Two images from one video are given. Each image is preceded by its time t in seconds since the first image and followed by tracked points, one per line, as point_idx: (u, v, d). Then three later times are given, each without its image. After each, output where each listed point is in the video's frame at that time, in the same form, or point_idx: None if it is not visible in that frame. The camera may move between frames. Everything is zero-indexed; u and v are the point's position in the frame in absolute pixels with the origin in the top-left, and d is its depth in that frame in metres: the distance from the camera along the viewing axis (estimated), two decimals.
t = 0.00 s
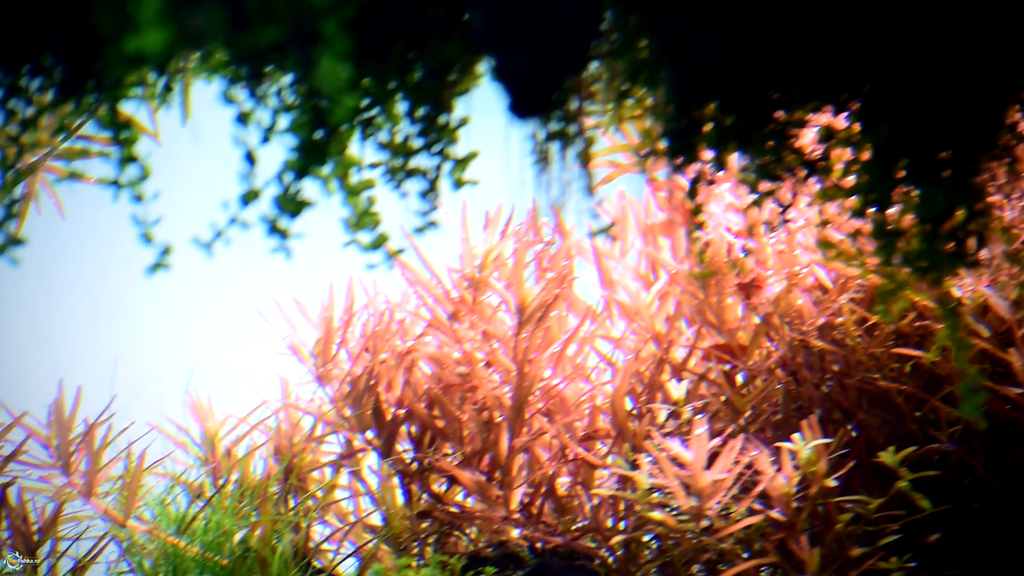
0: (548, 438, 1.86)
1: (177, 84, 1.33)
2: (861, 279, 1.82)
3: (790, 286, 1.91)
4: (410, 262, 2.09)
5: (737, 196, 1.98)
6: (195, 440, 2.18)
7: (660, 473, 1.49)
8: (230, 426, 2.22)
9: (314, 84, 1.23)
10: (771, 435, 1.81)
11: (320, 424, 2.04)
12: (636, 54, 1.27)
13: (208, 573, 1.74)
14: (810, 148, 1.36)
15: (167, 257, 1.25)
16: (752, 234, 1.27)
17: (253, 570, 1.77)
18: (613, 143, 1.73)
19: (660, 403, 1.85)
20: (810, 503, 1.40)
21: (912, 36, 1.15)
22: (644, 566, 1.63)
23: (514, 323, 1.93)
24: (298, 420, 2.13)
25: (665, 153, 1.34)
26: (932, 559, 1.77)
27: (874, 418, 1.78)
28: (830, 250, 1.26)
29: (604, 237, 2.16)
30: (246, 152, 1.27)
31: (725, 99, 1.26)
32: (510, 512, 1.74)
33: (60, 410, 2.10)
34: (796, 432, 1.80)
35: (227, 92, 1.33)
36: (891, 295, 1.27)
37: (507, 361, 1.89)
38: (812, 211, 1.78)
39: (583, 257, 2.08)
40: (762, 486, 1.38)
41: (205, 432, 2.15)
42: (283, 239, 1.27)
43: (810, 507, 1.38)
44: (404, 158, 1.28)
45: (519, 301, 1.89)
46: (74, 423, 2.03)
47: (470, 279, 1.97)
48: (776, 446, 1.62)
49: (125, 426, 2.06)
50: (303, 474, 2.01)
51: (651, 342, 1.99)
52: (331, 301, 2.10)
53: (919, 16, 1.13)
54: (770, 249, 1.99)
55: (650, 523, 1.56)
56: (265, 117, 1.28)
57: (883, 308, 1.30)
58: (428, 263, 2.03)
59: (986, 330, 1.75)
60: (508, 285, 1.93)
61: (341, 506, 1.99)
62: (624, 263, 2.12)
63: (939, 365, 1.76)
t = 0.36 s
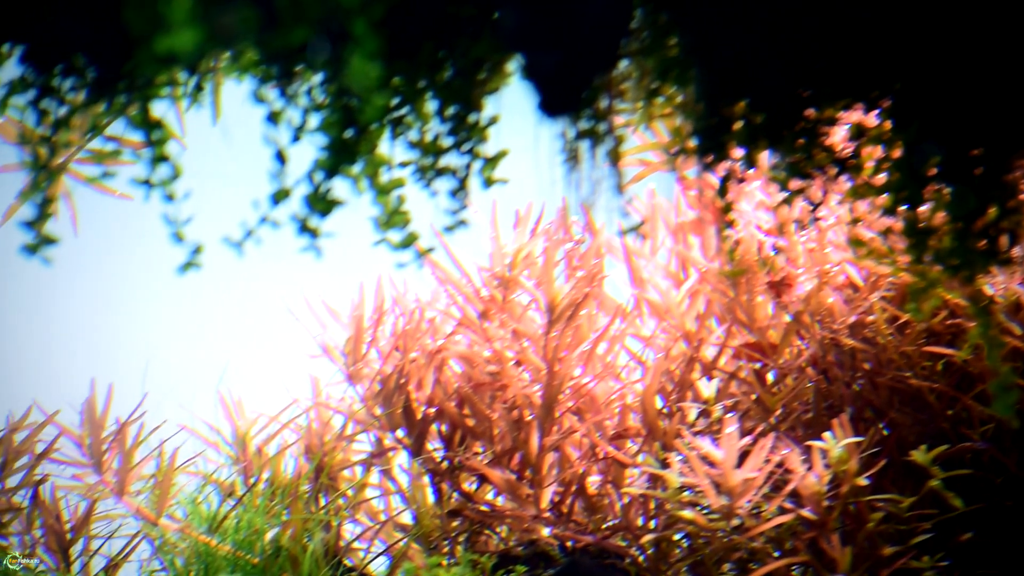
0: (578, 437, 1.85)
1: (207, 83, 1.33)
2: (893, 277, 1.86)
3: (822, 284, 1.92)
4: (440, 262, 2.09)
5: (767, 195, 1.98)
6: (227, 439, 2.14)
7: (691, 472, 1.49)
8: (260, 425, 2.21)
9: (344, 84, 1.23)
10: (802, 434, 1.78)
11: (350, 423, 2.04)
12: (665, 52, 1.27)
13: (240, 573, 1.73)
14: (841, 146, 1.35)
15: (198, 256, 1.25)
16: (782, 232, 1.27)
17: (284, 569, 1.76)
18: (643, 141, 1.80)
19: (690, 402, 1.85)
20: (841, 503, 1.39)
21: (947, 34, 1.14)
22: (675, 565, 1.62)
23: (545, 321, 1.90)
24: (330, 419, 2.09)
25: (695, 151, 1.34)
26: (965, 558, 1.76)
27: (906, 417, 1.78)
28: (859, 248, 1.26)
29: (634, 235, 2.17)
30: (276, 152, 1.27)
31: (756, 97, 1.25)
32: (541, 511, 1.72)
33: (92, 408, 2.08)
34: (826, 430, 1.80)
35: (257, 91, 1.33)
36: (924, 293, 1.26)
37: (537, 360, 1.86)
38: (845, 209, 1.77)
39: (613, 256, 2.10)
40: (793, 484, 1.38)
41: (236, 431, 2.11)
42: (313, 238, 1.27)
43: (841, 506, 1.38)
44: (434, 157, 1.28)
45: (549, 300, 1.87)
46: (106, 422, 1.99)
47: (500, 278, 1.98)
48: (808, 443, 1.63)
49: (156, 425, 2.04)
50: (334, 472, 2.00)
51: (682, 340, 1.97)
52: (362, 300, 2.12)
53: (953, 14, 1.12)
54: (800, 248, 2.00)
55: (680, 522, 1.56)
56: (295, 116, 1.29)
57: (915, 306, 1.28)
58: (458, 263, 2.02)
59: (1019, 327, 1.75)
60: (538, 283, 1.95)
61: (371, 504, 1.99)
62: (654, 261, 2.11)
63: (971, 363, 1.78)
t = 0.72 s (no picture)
0: (609, 436, 1.85)
1: (238, 84, 1.34)
2: (923, 276, 1.84)
3: (853, 282, 1.92)
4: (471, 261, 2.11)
5: (798, 193, 1.99)
6: (259, 439, 2.14)
7: (722, 471, 1.50)
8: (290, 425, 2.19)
9: (374, 84, 1.24)
10: (833, 433, 1.77)
11: (382, 422, 2.03)
12: (695, 50, 1.27)
13: (272, 570, 1.70)
14: (872, 144, 1.35)
15: (228, 256, 1.25)
16: (815, 230, 1.27)
17: (315, 568, 1.73)
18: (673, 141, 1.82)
19: (721, 401, 1.82)
20: (873, 501, 1.43)
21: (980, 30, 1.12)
22: (706, 565, 1.61)
23: (575, 320, 1.88)
24: (361, 418, 2.08)
25: (725, 150, 1.34)
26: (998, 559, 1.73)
27: (938, 415, 1.79)
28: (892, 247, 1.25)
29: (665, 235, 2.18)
30: (307, 151, 1.27)
31: (787, 96, 1.25)
32: (571, 510, 1.71)
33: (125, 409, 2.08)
34: (858, 429, 1.75)
35: (288, 91, 1.33)
36: (955, 291, 1.28)
37: (567, 359, 1.88)
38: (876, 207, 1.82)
39: (643, 255, 2.09)
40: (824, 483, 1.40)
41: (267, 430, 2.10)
42: (343, 237, 1.27)
43: (873, 503, 1.41)
44: (464, 156, 1.28)
45: (580, 299, 1.85)
46: (138, 422, 2.01)
47: (530, 277, 1.96)
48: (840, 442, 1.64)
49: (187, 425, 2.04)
50: (365, 471, 2.01)
51: (713, 339, 1.95)
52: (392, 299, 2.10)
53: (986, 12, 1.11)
54: (831, 247, 2.00)
55: (713, 521, 1.55)
56: (325, 116, 1.28)
57: (948, 305, 1.33)
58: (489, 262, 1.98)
59: None
60: (568, 282, 1.93)
61: (402, 504, 2.01)
62: (685, 260, 2.11)
63: (1004, 362, 1.80)
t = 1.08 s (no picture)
0: (640, 435, 1.83)
1: (270, 83, 1.34)
2: (956, 274, 1.88)
3: (886, 281, 1.92)
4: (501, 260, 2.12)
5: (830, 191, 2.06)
6: (290, 437, 2.15)
7: (753, 470, 1.52)
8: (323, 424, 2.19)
9: (404, 83, 1.24)
10: (865, 432, 1.77)
11: (412, 421, 2.02)
12: (726, 49, 1.27)
13: (304, 570, 1.72)
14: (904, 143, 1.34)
15: (259, 255, 1.25)
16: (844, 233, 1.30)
17: (347, 567, 1.75)
18: (704, 141, 1.85)
19: (752, 400, 1.82)
20: (906, 500, 1.43)
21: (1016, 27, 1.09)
22: (738, 564, 1.60)
23: (607, 319, 1.87)
24: (392, 418, 2.08)
25: (756, 149, 1.34)
26: None
27: (970, 414, 1.79)
28: (924, 245, 1.25)
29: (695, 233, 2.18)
30: (337, 151, 1.27)
31: (818, 94, 1.24)
32: (602, 509, 1.71)
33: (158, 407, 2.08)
34: (891, 428, 1.75)
35: (318, 91, 1.34)
36: (988, 289, 1.28)
37: (598, 358, 1.85)
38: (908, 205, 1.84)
39: (674, 254, 2.09)
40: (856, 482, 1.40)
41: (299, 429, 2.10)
42: (374, 237, 1.27)
43: (905, 503, 1.42)
44: (495, 156, 1.28)
45: (609, 299, 1.83)
46: (170, 420, 2.00)
47: (561, 277, 1.97)
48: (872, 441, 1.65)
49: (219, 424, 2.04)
50: (395, 471, 1.97)
51: (743, 338, 1.95)
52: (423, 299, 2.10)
53: None
54: (862, 245, 2.02)
55: (742, 520, 1.57)
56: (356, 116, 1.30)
57: (980, 304, 1.31)
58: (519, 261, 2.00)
59: None
60: (598, 282, 1.92)
61: (432, 503, 1.99)
62: (715, 259, 2.11)
63: None
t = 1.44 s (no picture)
0: (669, 434, 1.85)
1: (299, 83, 1.34)
2: (986, 273, 1.82)
3: (916, 279, 1.91)
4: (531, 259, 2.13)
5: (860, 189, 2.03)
6: (320, 437, 2.15)
7: (783, 470, 1.53)
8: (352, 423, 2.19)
9: (433, 83, 1.24)
10: (896, 431, 1.77)
11: (441, 421, 2.02)
12: (755, 48, 1.27)
13: (334, 569, 1.73)
14: (935, 141, 1.34)
15: (290, 254, 1.25)
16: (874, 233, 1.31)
17: (377, 566, 1.74)
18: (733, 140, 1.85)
19: (782, 399, 1.82)
20: (938, 499, 1.47)
21: None
22: (767, 563, 1.60)
23: (636, 318, 1.88)
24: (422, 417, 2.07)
25: (786, 148, 1.33)
26: None
27: (1002, 413, 1.79)
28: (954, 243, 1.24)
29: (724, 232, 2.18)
30: (366, 151, 1.28)
31: (848, 92, 1.23)
32: (632, 508, 1.73)
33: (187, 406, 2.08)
34: (922, 428, 1.75)
35: (347, 91, 1.34)
36: (1020, 288, 1.26)
37: (627, 358, 1.86)
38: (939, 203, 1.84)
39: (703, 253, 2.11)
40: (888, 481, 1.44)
41: (328, 428, 2.11)
42: (403, 236, 1.28)
43: (937, 502, 1.45)
44: (524, 155, 1.29)
45: (638, 297, 1.84)
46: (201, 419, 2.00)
47: (590, 276, 1.98)
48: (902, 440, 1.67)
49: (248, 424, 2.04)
50: (425, 470, 1.99)
51: (773, 337, 1.95)
52: (452, 298, 2.11)
53: None
54: (892, 244, 2.01)
55: (774, 518, 1.53)
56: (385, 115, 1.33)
57: (1012, 302, 1.29)
58: (549, 261, 2.00)
59: None
60: (627, 281, 1.93)
61: (462, 502, 1.99)
62: (744, 258, 2.12)
63: None
